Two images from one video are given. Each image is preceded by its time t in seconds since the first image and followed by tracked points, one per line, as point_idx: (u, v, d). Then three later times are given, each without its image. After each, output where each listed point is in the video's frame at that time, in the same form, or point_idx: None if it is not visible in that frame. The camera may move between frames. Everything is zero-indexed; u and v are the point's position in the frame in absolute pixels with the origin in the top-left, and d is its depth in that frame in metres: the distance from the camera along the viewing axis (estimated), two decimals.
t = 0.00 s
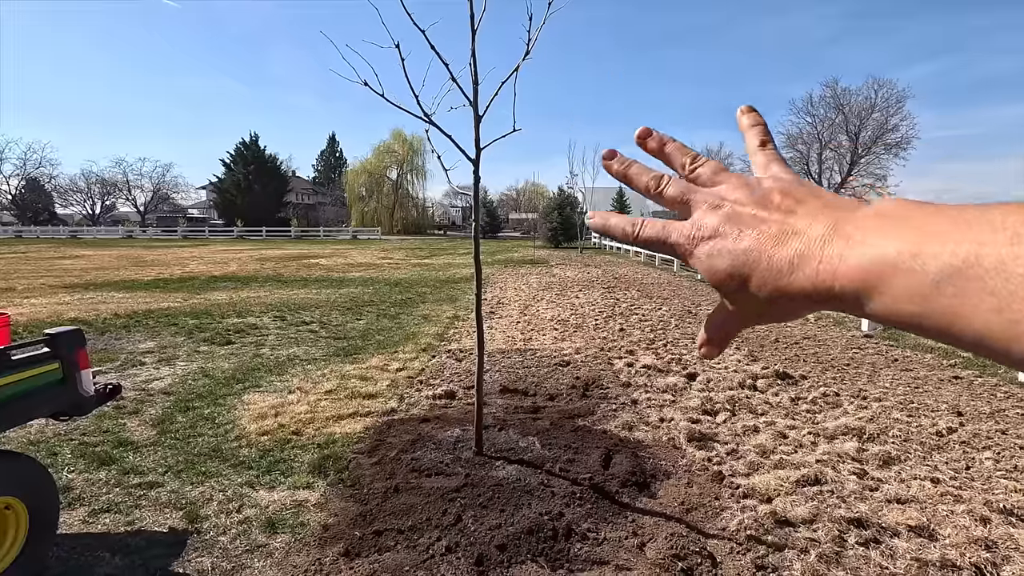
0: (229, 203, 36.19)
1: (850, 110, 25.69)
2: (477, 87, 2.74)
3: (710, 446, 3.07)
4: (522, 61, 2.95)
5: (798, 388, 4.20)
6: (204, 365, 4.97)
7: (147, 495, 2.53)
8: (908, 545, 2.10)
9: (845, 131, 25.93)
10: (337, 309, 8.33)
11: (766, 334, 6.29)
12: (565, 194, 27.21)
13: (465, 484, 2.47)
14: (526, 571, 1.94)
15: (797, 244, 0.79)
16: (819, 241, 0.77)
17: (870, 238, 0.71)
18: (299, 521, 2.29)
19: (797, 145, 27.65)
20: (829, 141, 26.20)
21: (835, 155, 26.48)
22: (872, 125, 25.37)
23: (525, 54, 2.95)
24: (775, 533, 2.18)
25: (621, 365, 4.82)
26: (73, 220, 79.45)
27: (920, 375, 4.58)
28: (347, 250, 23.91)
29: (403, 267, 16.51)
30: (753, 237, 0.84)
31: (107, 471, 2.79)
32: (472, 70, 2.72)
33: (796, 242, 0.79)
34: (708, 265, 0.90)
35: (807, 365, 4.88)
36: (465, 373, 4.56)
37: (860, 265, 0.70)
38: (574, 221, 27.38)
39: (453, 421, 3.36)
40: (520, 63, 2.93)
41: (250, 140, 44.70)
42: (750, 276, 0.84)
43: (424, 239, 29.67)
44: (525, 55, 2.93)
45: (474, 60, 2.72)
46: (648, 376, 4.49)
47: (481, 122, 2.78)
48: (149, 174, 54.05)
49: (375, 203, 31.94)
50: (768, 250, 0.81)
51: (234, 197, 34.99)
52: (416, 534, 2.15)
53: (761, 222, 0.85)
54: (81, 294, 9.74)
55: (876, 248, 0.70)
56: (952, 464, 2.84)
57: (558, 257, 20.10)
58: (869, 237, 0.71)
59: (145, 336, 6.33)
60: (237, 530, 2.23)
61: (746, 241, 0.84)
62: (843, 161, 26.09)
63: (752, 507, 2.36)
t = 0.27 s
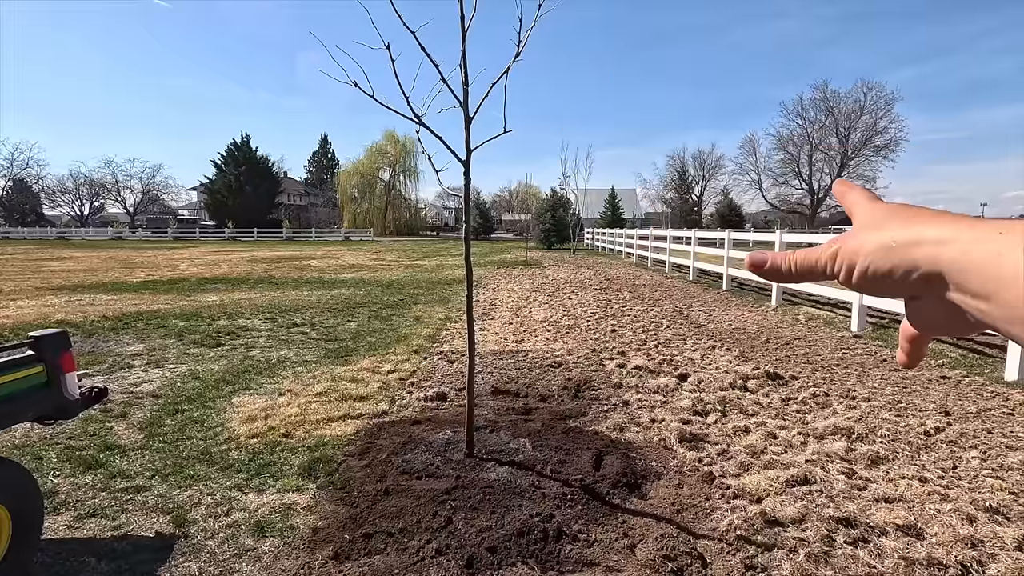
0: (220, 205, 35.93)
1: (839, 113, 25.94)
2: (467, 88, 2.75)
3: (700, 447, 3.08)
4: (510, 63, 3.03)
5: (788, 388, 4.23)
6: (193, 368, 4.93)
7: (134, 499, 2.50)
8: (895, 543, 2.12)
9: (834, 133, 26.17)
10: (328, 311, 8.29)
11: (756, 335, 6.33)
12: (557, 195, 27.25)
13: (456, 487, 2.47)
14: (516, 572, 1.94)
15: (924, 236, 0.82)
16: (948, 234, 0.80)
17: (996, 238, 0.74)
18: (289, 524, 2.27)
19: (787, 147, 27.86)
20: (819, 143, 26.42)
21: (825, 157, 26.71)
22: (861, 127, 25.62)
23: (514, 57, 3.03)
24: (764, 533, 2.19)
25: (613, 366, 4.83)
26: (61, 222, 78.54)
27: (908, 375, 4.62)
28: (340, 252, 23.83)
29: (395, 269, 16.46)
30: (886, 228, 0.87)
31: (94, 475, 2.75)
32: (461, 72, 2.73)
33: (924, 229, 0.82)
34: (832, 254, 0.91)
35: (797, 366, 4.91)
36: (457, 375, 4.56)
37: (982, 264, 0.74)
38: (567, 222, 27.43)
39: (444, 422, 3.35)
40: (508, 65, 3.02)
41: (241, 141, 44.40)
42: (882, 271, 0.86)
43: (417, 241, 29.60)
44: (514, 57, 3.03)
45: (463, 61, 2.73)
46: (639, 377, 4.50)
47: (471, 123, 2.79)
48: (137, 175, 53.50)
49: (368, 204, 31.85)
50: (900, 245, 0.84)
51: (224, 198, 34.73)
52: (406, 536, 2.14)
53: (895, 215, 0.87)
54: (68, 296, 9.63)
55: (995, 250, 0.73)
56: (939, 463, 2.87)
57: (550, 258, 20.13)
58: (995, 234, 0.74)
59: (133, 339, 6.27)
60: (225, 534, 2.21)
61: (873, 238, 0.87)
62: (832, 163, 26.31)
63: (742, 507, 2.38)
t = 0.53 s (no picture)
0: (214, 206, 35.77)
1: (833, 115, 26.11)
2: (459, 89, 2.74)
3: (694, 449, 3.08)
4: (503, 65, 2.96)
5: (781, 389, 4.24)
6: (185, 370, 4.90)
7: (122, 503, 2.48)
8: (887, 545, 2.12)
9: (828, 135, 26.33)
10: (322, 312, 8.26)
11: (750, 336, 6.36)
12: (552, 196, 27.30)
13: (448, 489, 2.46)
14: None
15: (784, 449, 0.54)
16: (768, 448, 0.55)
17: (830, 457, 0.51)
18: (278, 528, 2.25)
19: (781, 149, 28.02)
20: (812, 145, 26.60)
21: (818, 159, 26.88)
22: (854, 129, 25.80)
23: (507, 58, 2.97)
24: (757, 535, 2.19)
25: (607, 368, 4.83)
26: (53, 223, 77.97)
27: (900, 376, 4.65)
28: (335, 253, 23.78)
29: (391, 270, 16.43)
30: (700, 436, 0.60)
31: (82, 478, 2.73)
32: (453, 73, 2.72)
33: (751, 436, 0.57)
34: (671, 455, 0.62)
35: (790, 367, 4.93)
36: (451, 377, 4.55)
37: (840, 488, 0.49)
38: (562, 223, 27.50)
39: (437, 425, 3.33)
40: (501, 66, 2.98)
41: (235, 142, 44.19)
42: (731, 510, 0.56)
43: (413, 242, 29.58)
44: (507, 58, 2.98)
45: (456, 63, 2.72)
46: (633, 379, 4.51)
47: (463, 125, 2.78)
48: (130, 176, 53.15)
49: (363, 206, 31.81)
50: (754, 471, 0.54)
51: (219, 200, 34.59)
52: (397, 539, 2.13)
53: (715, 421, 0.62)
54: (60, 298, 9.55)
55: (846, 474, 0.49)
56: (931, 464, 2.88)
57: (545, 259, 20.17)
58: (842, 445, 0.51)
59: (125, 341, 6.22)
60: (214, 538, 2.19)
61: (716, 453, 0.57)
62: (826, 164, 26.48)
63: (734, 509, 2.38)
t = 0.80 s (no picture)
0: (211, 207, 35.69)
1: (830, 116, 26.19)
2: (457, 90, 2.74)
3: (691, 449, 3.09)
4: (502, 65, 2.95)
5: (779, 390, 4.25)
6: (182, 370, 4.89)
7: (120, 504, 2.47)
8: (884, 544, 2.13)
9: (825, 136, 26.40)
10: (319, 313, 8.25)
11: (747, 336, 6.37)
12: (550, 197, 27.33)
13: (446, 490, 2.46)
14: None
15: (880, 500, 0.57)
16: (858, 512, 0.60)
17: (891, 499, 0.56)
18: (277, 528, 2.25)
19: (778, 150, 28.09)
20: (810, 146, 26.67)
21: (815, 160, 26.96)
22: (851, 130, 25.88)
23: (505, 59, 2.97)
24: (754, 535, 2.20)
25: (604, 368, 4.84)
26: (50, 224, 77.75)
27: (897, 376, 4.66)
28: (333, 254, 23.76)
29: (388, 271, 16.42)
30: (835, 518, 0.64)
31: (79, 480, 2.72)
32: (451, 74, 2.72)
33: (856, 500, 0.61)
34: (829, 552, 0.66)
35: (788, 367, 4.94)
36: (449, 378, 4.55)
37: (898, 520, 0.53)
38: (559, 224, 27.48)
39: (435, 426, 3.34)
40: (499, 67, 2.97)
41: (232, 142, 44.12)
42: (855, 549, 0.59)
43: (410, 242, 29.55)
44: (505, 59, 2.97)
45: (454, 64, 2.72)
46: (631, 379, 4.51)
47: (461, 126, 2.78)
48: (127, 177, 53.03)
49: (361, 206, 31.77)
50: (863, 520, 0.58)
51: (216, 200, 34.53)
52: (395, 540, 2.13)
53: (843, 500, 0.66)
54: (55, 299, 9.52)
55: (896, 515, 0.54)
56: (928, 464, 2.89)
57: (544, 259, 20.16)
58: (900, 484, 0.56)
59: (121, 342, 6.21)
60: (212, 539, 2.18)
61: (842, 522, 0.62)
62: (823, 165, 26.56)
63: (732, 509, 2.38)
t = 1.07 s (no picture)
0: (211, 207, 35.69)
1: (829, 116, 26.23)
2: (457, 91, 2.75)
3: (690, 449, 3.10)
4: (502, 66, 2.95)
5: (778, 390, 4.26)
6: (182, 371, 4.90)
7: (120, 504, 2.48)
8: (882, 544, 2.14)
9: (824, 136, 26.45)
10: (319, 313, 8.26)
11: (746, 336, 6.38)
12: (549, 197, 27.38)
13: (446, 490, 2.46)
14: None
15: (820, 421, 0.52)
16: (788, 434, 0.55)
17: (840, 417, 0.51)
18: (277, 529, 2.26)
19: (778, 150, 28.15)
20: (809, 146, 26.73)
21: (814, 160, 27.02)
22: (851, 130, 25.92)
23: (505, 60, 2.98)
24: (753, 535, 2.20)
25: (604, 369, 4.85)
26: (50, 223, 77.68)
27: (896, 376, 4.67)
28: (333, 254, 23.77)
29: (388, 271, 16.43)
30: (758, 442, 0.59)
31: (79, 480, 2.72)
32: (451, 76, 2.73)
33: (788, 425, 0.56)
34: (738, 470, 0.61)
35: (787, 367, 4.95)
36: (448, 378, 4.55)
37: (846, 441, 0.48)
38: (559, 224, 27.49)
39: (435, 426, 3.34)
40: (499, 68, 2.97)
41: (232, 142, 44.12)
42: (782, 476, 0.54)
43: (410, 242, 29.55)
44: (505, 60, 2.97)
45: (453, 65, 2.73)
46: (630, 379, 4.52)
47: (461, 127, 2.79)
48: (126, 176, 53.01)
49: (360, 206, 31.77)
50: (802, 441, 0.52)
51: (216, 200, 34.55)
52: (395, 540, 2.13)
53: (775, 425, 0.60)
54: (56, 299, 9.53)
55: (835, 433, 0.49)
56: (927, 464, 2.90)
57: (544, 259, 20.18)
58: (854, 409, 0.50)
59: (122, 342, 6.22)
60: (212, 540, 2.19)
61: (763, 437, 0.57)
62: (822, 165, 26.61)
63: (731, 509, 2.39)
